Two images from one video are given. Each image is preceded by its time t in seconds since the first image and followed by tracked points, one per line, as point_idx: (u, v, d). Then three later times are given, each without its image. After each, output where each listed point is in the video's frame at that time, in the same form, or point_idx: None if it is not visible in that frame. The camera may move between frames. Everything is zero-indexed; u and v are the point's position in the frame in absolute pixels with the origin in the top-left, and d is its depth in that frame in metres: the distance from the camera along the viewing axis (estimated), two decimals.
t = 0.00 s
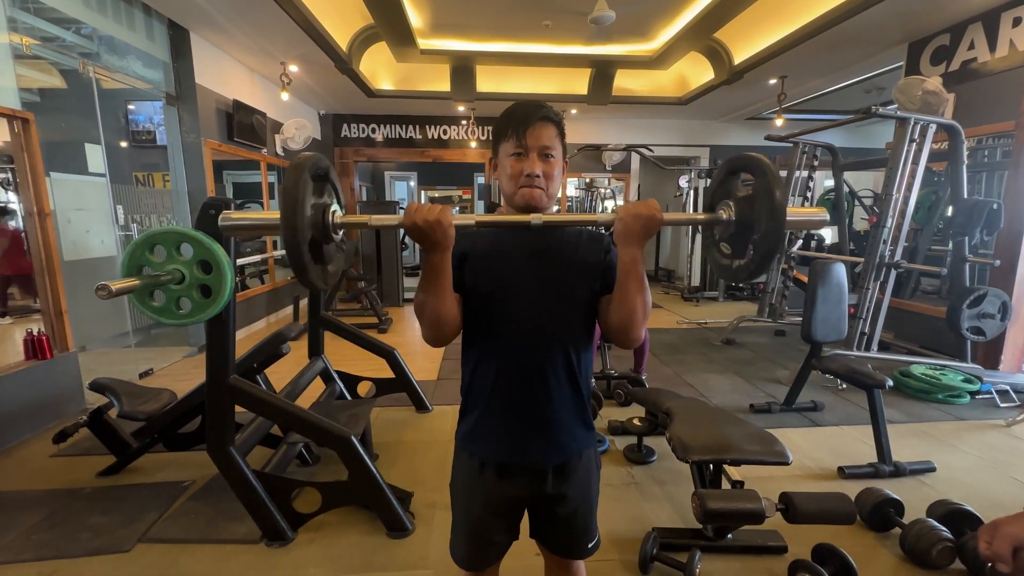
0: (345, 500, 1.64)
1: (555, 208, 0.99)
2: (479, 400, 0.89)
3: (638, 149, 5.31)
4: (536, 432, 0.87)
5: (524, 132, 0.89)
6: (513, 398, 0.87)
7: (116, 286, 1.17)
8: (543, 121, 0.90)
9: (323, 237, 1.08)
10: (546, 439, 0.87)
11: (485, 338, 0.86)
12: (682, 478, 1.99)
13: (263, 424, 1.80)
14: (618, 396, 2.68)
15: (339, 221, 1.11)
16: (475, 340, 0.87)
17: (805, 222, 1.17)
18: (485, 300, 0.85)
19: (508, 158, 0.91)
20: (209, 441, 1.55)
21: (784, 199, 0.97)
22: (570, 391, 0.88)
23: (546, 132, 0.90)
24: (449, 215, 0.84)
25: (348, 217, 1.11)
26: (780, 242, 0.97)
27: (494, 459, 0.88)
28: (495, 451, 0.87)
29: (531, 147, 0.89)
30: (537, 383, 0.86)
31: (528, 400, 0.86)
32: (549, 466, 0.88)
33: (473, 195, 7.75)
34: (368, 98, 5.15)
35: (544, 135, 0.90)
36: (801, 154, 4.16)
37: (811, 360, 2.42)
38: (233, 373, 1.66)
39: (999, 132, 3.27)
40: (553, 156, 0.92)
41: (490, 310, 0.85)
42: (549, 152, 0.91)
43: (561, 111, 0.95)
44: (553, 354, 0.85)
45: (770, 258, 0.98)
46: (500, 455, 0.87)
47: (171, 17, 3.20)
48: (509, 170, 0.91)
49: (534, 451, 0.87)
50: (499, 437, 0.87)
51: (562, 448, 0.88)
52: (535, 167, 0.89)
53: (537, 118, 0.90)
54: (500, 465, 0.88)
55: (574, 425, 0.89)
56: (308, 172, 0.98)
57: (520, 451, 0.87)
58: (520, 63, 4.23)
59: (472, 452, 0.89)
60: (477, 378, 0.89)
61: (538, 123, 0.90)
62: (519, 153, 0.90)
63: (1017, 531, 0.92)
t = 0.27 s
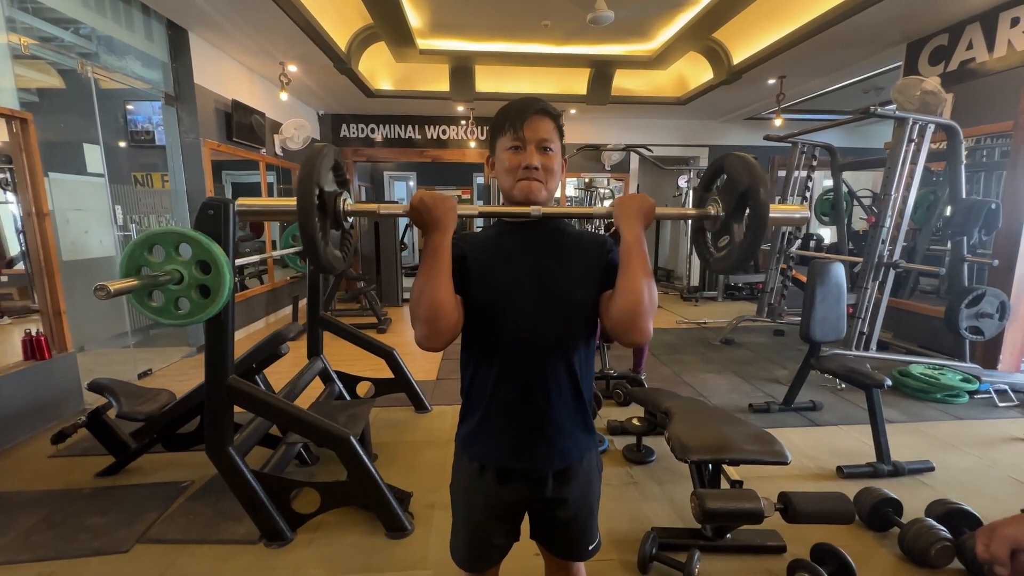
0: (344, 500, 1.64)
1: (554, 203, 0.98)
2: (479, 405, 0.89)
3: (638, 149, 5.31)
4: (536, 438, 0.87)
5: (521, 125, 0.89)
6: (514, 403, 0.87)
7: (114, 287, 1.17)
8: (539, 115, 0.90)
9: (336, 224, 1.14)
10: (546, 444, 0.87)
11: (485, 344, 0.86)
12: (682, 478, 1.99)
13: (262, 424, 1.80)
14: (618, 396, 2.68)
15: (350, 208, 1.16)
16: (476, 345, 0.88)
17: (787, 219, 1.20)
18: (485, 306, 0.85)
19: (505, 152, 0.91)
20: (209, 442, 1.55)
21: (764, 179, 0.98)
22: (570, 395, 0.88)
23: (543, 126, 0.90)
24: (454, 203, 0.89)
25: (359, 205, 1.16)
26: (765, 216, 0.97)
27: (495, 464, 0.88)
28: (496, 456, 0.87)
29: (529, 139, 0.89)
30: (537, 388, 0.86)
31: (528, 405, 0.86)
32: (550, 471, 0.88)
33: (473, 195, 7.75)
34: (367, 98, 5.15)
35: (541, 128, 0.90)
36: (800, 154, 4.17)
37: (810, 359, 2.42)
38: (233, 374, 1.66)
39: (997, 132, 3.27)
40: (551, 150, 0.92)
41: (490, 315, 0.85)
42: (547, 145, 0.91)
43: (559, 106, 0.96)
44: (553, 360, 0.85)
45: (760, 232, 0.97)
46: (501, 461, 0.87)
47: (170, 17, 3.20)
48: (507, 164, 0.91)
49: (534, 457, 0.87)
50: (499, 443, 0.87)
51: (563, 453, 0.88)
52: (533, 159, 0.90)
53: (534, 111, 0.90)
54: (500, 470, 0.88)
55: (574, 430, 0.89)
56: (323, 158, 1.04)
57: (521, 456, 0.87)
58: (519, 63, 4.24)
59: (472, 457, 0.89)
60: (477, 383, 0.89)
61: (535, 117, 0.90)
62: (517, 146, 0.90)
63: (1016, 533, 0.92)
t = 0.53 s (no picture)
0: (344, 500, 1.64)
1: (553, 202, 0.98)
2: (480, 407, 0.89)
3: (638, 147, 5.30)
4: (538, 440, 0.87)
5: (521, 122, 0.89)
6: (516, 405, 0.86)
7: (113, 286, 1.17)
8: (539, 111, 0.90)
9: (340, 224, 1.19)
10: (548, 446, 0.87)
11: (487, 346, 0.86)
12: (682, 476, 1.99)
13: (262, 423, 1.80)
14: (618, 394, 2.68)
15: (354, 209, 1.21)
16: (477, 347, 0.87)
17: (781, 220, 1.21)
18: (487, 308, 0.84)
19: (505, 150, 0.91)
20: (209, 441, 1.55)
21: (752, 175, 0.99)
22: (572, 397, 0.88)
23: (543, 123, 0.90)
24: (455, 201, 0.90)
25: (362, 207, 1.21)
26: (756, 210, 0.96)
27: (497, 467, 0.87)
28: (498, 458, 0.87)
29: (529, 136, 0.89)
30: (539, 390, 0.86)
31: (531, 407, 0.86)
32: (552, 473, 0.88)
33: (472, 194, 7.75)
34: (367, 96, 5.14)
35: (541, 125, 0.89)
36: (799, 152, 4.17)
37: (810, 358, 2.42)
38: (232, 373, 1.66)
39: (998, 130, 3.27)
40: (552, 147, 0.91)
41: (492, 317, 0.84)
42: (547, 142, 0.90)
43: (558, 103, 0.95)
44: (556, 361, 0.85)
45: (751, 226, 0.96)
46: (503, 462, 0.87)
47: (168, 15, 3.19)
48: (507, 162, 0.91)
49: (537, 459, 0.87)
50: (501, 444, 0.87)
51: (565, 455, 0.88)
52: (534, 157, 0.89)
53: (533, 108, 0.90)
54: (502, 472, 0.88)
55: (576, 431, 0.89)
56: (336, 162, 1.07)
57: (523, 458, 0.86)
58: (519, 62, 4.23)
59: (474, 459, 0.89)
60: (479, 384, 0.89)
61: (534, 114, 0.89)
62: (517, 143, 0.89)
63: (1019, 538, 0.94)
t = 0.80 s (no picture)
0: (344, 499, 1.64)
1: (553, 203, 0.97)
2: (480, 407, 0.88)
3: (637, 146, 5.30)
4: (538, 440, 0.86)
5: (521, 123, 0.88)
6: (516, 405, 0.86)
7: (111, 285, 1.16)
8: (539, 112, 0.90)
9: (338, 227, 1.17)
10: (548, 446, 0.86)
11: (487, 346, 0.86)
12: (682, 475, 1.99)
13: (262, 422, 1.80)
14: (618, 393, 2.68)
15: (351, 212, 1.19)
16: (477, 347, 0.87)
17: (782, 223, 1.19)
18: (487, 308, 0.84)
19: (505, 150, 0.90)
20: (208, 440, 1.55)
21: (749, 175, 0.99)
22: (573, 398, 0.88)
23: (544, 124, 0.89)
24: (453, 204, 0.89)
25: (360, 209, 1.19)
26: (756, 209, 0.96)
27: (497, 467, 0.87)
28: (497, 458, 0.87)
29: (529, 137, 0.88)
30: (539, 391, 0.85)
31: (530, 408, 0.86)
32: (552, 473, 0.88)
33: (472, 193, 7.74)
34: (366, 95, 5.14)
35: (541, 126, 0.89)
36: (799, 151, 4.16)
37: (810, 357, 2.41)
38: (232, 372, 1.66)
39: (998, 129, 3.27)
40: (552, 147, 0.91)
41: (492, 317, 0.84)
42: (547, 143, 0.90)
43: (558, 103, 0.95)
44: (555, 361, 0.85)
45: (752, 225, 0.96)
46: (503, 462, 0.87)
47: (167, 14, 3.18)
48: (507, 162, 0.90)
49: (536, 458, 0.86)
50: (500, 444, 0.87)
51: (565, 455, 0.87)
52: (534, 158, 0.89)
53: (534, 109, 0.89)
54: (501, 472, 0.87)
55: (576, 431, 0.89)
56: (336, 163, 1.07)
57: (523, 459, 0.86)
58: (518, 60, 4.22)
59: (474, 459, 0.89)
60: (479, 384, 0.88)
61: (534, 115, 0.89)
62: (517, 144, 0.89)
63: (1021, 542, 0.92)
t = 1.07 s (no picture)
0: (342, 497, 1.64)
1: (551, 204, 0.97)
2: (477, 403, 0.88)
3: (637, 143, 5.29)
4: (535, 436, 0.86)
5: (519, 125, 0.88)
6: (512, 401, 0.86)
7: (107, 283, 1.16)
8: (538, 114, 0.89)
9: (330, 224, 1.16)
10: (544, 442, 0.86)
11: (483, 341, 0.86)
12: (680, 473, 1.99)
13: (260, 420, 1.80)
14: (616, 391, 2.68)
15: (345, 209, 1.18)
16: (473, 343, 0.87)
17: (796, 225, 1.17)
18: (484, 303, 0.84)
19: (504, 152, 0.90)
20: (206, 438, 1.54)
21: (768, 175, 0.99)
22: (569, 394, 0.88)
23: (542, 125, 0.89)
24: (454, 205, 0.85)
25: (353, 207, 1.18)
26: (772, 211, 0.95)
27: (493, 462, 0.87)
28: (494, 454, 0.87)
29: (527, 140, 0.88)
30: (535, 387, 0.85)
31: (527, 403, 0.86)
32: (549, 468, 0.87)
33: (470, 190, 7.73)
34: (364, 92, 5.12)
35: (539, 128, 0.88)
36: (798, 149, 4.16)
37: (809, 354, 2.41)
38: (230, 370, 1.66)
39: (997, 126, 3.27)
40: (549, 149, 0.91)
41: (489, 313, 0.85)
42: (545, 145, 0.90)
43: (557, 104, 0.94)
44: (552, 356, 0.85)
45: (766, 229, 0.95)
46: (499, 458, 0.86)
47: (164, 10, 3.16)
48: (505, 164, 0.90)
49: (532, 454, 0.86)
50: (497, 440, 0.86)
51: (561, 450, 0.87)
52: (532, 160, 0.89)
53: (532, 111, 0.88)
54: (498, 467, 0.87)
55: (572, 427, 0.88)
56: (324, 160, 1.06)
57: (519, 455, 0.86)
58: (517, 57, 4.21)
59: (470, 454, 0.89)
60: (476, 380, 0.88)
61: (533, 116, 0.88)
62: (515, 147, 0.88)
63: (1018, 539, 0.92)
